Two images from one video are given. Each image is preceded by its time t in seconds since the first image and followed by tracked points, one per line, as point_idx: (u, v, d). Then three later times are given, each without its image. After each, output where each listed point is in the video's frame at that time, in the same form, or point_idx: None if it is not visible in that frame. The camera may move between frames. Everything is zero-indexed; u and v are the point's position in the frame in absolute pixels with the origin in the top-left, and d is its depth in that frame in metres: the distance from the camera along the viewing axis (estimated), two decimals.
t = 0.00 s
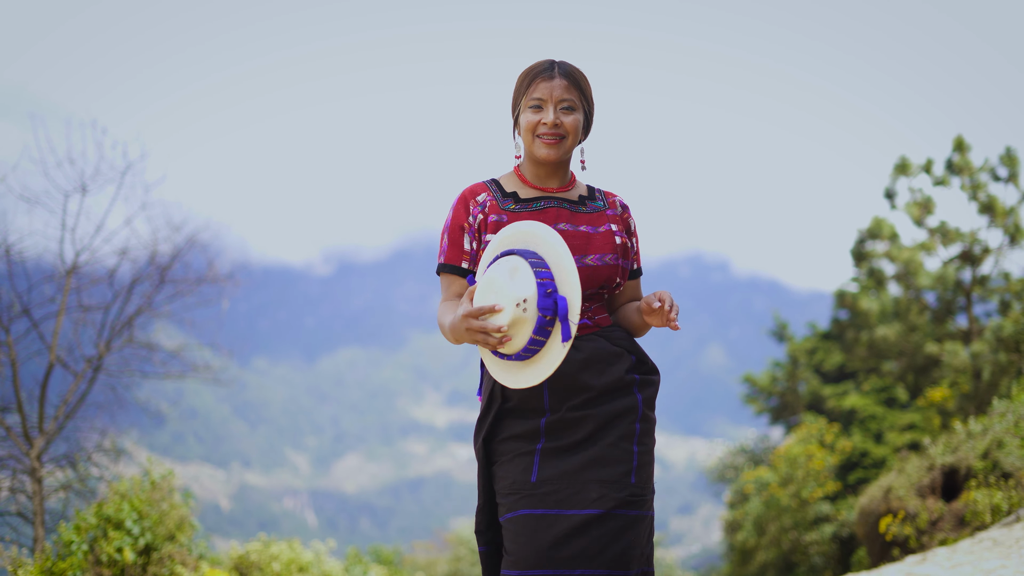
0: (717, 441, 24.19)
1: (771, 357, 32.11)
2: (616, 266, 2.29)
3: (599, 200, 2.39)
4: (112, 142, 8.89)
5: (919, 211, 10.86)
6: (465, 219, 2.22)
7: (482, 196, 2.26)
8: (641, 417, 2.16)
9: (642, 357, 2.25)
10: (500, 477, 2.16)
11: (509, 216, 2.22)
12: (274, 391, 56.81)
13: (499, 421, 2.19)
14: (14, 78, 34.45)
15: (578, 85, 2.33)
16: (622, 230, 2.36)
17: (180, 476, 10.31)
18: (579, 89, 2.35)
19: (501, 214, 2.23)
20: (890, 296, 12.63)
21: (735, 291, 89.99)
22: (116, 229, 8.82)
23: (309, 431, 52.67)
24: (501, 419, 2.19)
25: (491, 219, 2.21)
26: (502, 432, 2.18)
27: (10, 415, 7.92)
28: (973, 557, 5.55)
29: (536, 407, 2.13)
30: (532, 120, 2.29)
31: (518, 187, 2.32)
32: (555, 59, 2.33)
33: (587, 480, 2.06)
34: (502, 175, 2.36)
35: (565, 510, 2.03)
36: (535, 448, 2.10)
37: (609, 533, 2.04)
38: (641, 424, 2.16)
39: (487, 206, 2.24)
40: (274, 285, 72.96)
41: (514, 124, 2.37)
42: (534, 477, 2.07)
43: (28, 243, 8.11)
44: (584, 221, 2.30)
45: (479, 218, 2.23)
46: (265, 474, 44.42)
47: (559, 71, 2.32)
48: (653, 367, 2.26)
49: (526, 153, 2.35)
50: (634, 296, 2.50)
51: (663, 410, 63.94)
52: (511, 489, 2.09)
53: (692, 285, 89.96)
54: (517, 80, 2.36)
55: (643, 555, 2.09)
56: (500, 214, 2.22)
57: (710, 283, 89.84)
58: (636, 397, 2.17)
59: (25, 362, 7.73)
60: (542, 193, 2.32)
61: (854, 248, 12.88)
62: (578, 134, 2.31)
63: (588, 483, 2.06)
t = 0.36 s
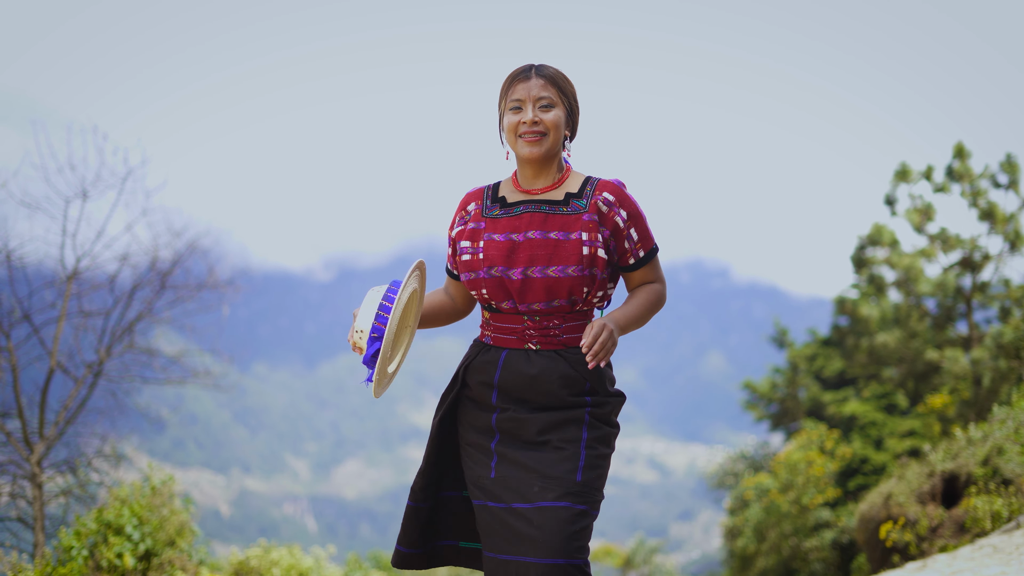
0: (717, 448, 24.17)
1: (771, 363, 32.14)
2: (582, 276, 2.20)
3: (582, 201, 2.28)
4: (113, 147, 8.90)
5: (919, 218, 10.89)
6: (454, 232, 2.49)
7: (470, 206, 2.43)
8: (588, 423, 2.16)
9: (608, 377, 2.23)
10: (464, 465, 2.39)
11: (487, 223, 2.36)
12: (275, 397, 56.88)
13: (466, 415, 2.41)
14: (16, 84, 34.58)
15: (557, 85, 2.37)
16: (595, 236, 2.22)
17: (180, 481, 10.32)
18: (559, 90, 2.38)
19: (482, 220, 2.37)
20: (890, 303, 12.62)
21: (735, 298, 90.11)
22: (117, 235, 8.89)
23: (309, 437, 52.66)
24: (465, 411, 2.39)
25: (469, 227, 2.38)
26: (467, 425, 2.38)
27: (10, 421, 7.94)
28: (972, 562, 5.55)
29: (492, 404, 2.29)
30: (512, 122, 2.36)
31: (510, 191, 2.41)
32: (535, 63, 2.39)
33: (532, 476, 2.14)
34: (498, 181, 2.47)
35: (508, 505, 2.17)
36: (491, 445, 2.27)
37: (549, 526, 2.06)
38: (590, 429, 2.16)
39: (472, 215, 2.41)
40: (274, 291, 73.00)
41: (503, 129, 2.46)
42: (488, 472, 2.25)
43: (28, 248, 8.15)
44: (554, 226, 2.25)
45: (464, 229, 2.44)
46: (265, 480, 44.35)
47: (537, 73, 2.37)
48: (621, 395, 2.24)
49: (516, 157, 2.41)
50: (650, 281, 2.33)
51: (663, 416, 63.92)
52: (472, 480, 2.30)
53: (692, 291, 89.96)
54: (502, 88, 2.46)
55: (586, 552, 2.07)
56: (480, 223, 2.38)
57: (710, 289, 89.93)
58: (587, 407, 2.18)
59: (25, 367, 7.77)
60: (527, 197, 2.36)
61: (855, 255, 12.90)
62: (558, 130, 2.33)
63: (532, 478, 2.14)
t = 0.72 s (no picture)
0: (715, 454, 24.18)
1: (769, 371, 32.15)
2: (557, 270, 2.23)
3: (563, 204, 2.30)
4: (113, 151, 8.95)
5: (919, 224, 10.91)
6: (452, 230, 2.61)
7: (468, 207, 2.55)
8: (573, 428, 2.18)
9: (593, 366, 2.26)
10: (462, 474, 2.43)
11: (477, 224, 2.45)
12: (275, 401, 56.87)
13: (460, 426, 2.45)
14: (19, 89, 34.75)
15: (554, 98, 2.40)
16: (570, 233, 2.25)
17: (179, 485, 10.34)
18: (555, 102, 2.42)
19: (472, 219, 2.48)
20: (890, 309, 12.59)
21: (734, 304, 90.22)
22: (117, 239, 8.89)
23: (308, 442, 52.66)
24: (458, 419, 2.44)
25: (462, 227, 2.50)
26: (460, 432, 2.42)
27: (10, 425, 7.97)
28: (971, 568, 5.54)
29: (477, 412, 2.33)
30: (508, 132, 2.41)
31: (502, 194, 2.49)
32: (532, 75, 2.41)
33: (525, 488, 2.20)
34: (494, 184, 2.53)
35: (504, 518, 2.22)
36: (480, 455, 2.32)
37: (544, 537, 2.15)
38: (576, 434, 2.19)
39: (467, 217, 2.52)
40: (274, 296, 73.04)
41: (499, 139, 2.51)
42: (480, 483, 2.30)
43: (28, 252, 8.20)
44: (535, 225, 2.29)
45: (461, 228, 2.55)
46: (264, 484, 44.27)
47: (537, 85, 2.40)
48: (605, 382, 2.25)
49: (509, 164, 2.47)
50: (612, 288, 2.26)
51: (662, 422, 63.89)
52: (469, 492, 2.35)
53: (692, 296, 89.97)
54: (503, 95, 2.49)
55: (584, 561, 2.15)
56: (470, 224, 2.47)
57: (709, 295, 90.11)
58: (571, 409, 2.19)
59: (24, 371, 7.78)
60: (515, 200, 2.43)
61: (854, 261, 12.93)
62: (552, 144, 2.37)
63: (522, 491, 2.20)
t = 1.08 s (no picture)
0: (712, 460, 24.16)
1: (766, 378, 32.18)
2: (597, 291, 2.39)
3: (582, 224, 2.44)
4: (112, 154, 8.97)
5: (916, 229, 10.92)
6: (455, 253, 2.41)
7: (473, 229, 2.43)
8: (602, 443, 2.33)
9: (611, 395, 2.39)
10: (470, 478, 2.39)
11: (497, 245, 2.39)
12: (272, 404, 56.87)
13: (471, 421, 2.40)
14: (21, 91, 34.92)
15: (556, 122, 2.41)
16: (602, 255, 2.43)
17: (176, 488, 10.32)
18: (557, 125, 2.42)
19: (489, 241, 2.39)
20: (888, 314, 12.68)
21: (732, 307, 90.33)
22: (116, 242, 8.86)
23: (306, 445, 52.66)
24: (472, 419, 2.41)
25: (480, 249, 2.40)
26: (473, 434, 2.39)
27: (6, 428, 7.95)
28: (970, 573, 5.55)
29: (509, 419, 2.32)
30: (513, 156, 2.38)
31: (507, 219, 2.45)
32: (535, 97, 2.40)
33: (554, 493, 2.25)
34: (491, 204, 2.50)
35: (532, 522, 2.25)
36: (504, 462, 2.31)
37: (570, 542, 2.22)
38: (605, 446, 2.33)
39: (477, 238, 2.41)
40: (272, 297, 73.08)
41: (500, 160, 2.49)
42: (505, 489, 2.29)
43: (27, 255, 8.18)
44: (563, 248, 2.39)
45: (469, 249, 2.41)
46: (262, 486, 44.22)
47: (539, 108, 2.40)
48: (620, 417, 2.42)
49: (511, 186, 2.45)
50: (625, 304, 2.52)
51: (659, 425, 63.91)
52: (484, 497, 2.32)
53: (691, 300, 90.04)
54: (499, 116, 2.44)
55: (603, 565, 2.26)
56: (490, 243, 2.40)
57: (707, 299, 90.21)
58: (600, 426, 2.33)
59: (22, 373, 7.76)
60: (527, 222, 2.43)
61: (852, 266, 12.95)
62: (556, 167, 2.39)
63: (553, 496, 2.25)
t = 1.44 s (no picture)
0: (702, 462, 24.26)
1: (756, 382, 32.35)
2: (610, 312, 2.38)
3: (596, 251, 2.42)
4: (107, 154, 8.91)
5: (911, 231, 10.94)
6: (495, 268, 2.12)
7: (505, 247, 2.18)
8: (637, 442, 2.19)
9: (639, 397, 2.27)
10: (509, 483, 2.12)
11: (531, 266, 2.19)
12: (268, 405, 56.90)
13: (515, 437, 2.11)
14: (16, 91, 34.91)
15: (576, 150, 2.32)
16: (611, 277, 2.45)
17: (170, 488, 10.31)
18: (575, 153, 2.33)
19: (524, 264, 2.19)
20: (882, 316, 12.65)
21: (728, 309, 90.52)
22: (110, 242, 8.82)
23: (300, 446, 52.75)
24: (513, 438, 2.13)
25: (517, 270, 2.16)
26: (518, 449, 2.11)
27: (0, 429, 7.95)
28: None
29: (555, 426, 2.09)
30: (534, 182, 2.26)
31: (528, 241, 2.29)
32: (553, 125, 2.31)
33: (597, 494, 2.08)
34: (506, 228, 2.32)
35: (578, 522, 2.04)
36: (550, 462, 2.07)
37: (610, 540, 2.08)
38: (639, 446, 2.21)
39: (512, 258, 2.17)
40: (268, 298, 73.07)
41: (516, 187, 2.36)
42: (550, 490, 2.05)
43: (21, 255, 8.14)
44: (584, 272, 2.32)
45: (508, 266, 2.16)
46: (257, 487, 44.19)
47: (560, 135, 2.29)
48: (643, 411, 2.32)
49: (527, 212, 2.32)
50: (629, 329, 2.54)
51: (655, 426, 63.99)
52: (529, 501, 2.05)
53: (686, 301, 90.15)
54: (517, 141, 2.31)
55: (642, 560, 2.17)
56: (525, 265, 2.18)
57: (703, 300, 90.41)
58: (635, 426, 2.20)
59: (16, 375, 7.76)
60: (549, 246, 2.30)
61: (848, 268, 12.95)
62: (577, 195, 2.29)
63: (598, 498, 2.08)
